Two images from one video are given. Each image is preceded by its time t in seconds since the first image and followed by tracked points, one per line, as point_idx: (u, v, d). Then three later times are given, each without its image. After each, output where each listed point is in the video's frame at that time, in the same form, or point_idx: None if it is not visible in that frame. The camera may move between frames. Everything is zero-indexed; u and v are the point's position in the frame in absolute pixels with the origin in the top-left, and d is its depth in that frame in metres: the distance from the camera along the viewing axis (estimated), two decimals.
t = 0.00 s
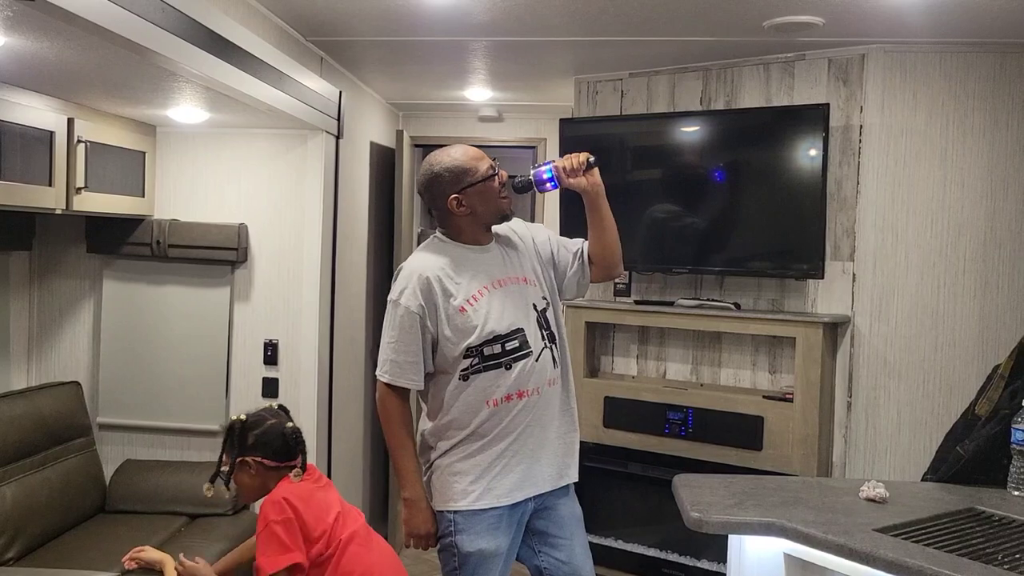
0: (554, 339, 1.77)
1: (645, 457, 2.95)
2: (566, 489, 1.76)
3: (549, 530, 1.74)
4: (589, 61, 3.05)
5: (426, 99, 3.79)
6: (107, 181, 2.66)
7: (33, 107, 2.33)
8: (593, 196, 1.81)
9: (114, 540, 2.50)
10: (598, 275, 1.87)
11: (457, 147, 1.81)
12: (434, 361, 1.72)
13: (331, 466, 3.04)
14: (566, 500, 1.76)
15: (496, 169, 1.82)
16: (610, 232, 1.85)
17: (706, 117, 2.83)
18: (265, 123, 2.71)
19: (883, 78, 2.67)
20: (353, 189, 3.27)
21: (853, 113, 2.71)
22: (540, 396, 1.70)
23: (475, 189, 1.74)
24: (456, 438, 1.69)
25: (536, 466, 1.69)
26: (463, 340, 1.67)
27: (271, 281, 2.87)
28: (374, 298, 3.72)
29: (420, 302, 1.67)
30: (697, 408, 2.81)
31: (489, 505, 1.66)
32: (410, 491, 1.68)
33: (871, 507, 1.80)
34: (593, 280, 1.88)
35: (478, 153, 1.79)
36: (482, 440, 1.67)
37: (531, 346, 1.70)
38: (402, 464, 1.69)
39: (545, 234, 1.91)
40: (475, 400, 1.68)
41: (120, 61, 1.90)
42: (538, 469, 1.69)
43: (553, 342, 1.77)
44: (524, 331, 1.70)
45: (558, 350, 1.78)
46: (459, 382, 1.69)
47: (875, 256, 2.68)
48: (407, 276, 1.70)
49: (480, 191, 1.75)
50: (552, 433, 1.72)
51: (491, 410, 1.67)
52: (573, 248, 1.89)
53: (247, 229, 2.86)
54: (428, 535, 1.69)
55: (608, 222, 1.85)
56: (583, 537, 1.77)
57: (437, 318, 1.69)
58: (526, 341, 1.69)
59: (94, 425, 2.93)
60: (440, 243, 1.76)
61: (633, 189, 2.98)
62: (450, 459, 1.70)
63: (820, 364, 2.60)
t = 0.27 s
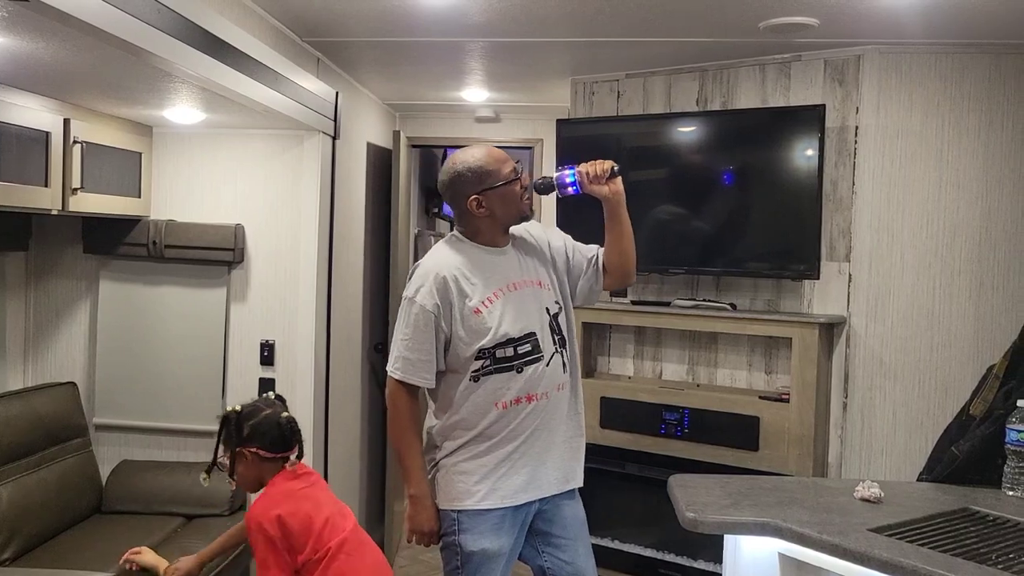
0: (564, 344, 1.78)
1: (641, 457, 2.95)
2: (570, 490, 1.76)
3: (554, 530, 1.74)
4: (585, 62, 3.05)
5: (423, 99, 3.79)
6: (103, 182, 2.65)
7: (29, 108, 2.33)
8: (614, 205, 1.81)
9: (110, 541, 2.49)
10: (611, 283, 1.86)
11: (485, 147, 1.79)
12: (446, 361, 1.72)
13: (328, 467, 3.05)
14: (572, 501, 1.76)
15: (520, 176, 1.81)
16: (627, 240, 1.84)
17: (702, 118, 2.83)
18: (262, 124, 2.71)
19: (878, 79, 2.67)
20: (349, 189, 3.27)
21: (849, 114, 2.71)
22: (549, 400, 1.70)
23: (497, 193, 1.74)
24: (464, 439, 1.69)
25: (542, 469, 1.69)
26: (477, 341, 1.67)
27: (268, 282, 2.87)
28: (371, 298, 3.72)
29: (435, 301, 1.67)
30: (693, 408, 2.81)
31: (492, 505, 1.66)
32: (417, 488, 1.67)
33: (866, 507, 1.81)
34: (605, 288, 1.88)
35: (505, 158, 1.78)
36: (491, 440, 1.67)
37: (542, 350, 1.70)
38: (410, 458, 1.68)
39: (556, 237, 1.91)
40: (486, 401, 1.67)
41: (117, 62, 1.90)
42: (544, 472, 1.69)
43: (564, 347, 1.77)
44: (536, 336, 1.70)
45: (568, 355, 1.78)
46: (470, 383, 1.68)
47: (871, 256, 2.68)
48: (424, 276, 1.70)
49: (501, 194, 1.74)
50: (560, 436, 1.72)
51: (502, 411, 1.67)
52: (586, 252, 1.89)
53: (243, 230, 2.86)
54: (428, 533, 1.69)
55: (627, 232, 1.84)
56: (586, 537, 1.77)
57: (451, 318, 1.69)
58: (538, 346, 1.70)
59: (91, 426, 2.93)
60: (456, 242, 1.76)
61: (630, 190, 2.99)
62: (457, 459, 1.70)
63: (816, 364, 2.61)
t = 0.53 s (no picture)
0: (570, 348, 1.76)
1: (637, 455, 2.95)
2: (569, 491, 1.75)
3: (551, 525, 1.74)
4: (581, 60, 3.05)
5: (420, 98, 3.79)
6: (98, 181, 2.65)
7: (23, 105, 2.32)
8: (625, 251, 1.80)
9: (105, 540, 2.49)
10: (607, 319, 1.89)
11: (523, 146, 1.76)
12: (449, 350, 1.72)
13: (323, 465, 3.05)
14: (569, 499, 1.76)
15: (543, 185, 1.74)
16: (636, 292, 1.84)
17: (698, 117, 2.83)
18: (257, 122, 2.71)
19: (873, 77, 2.68)
20: (345, 188, 3.27)
21: (844, 112, 2.72)
22: (546, 401, 1.69)
23: (498, 187, 1.70)
24: (460, 430, 1.70)
25: (537, 470, 1.69)
26: (477, 332, 1.67)
27: (263, 280, 2.87)
28: (367, 297, 3.71)
29: (443, 286, 1.67)
30: (689, 406, 2.81)
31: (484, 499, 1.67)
32: (435, 459, 1.63)
33: (860, 505, 1.82)
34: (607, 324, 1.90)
35: (531, 161, 1.73)
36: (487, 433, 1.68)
37: (543, 350, 1.70)
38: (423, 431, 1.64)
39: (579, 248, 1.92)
40: (484, 394, 1.67)
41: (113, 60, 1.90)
42: (539, 473, 1.69)
43: (569, 351, 1.76)
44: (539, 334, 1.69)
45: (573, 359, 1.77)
46: (468, 375, 1.68)
47: (866, 255, 2.68)
48: (435, 261, 1.69)
49: (502, 190, 1.70)
50: (559, 437, 1.72)
51: (501, 405, 1.67)
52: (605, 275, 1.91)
53: (239, 228, 2.85)
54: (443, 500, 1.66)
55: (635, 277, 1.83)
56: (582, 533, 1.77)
57: (455, 304, 1.69)
58: (539, 345, 1.69)
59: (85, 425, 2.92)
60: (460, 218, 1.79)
61: (627, 189, 2.99)
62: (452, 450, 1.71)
63: (811, 363, 2.61)
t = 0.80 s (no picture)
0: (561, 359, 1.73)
1: (633, 453, 2.95)
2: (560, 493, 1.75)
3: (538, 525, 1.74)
4: (577, 58, 3.04)
5: (416, 96, 3.78)
6: (93, 179, 2.64)
7: (17, 103, 2.31)
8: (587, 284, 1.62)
9: (100, 539, 2.49)
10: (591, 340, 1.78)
11: (546, 152, 1.70)
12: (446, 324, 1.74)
13: (319, 464, 3.04)
14: (560, 502, 1.76)
15: (548, 200, 1.70)
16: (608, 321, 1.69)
17: (695, 115, 2.83)
18: (252, 120, 2.71)
19: (869, 75, 2.68)
20: (342, 186, 3.27)
21: (840, 111, 2.71)
22: (523, 401, 1.71)
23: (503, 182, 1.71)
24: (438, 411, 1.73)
25: (508, 468, 1.69)
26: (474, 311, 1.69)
27: (259, 279, 2.86)
28: (363, 296, 3.71)
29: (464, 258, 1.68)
30: (685, 404, 2.81)
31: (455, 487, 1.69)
32: (509, 336, 1.44)
33: (855, 503, 1.82)
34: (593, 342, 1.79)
35: (544, 174, 1.67)
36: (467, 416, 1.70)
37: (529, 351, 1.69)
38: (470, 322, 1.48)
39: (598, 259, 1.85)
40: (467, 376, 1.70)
41: (107, 59, 1.90)
42: (512, 472, 1.69)
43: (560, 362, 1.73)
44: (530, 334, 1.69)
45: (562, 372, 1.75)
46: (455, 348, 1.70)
47: (862, 253, 2.68)
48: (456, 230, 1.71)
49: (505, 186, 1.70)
50: (539, 440, 1.72)
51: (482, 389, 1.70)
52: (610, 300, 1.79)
53: (234, 226, 2.85)
54: (552, 360, 1.34)
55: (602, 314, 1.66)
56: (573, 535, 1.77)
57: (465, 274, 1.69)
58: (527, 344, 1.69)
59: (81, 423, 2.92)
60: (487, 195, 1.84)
61: (623, 187, 2.99)
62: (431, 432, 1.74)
63: (807, 361, 2.61)
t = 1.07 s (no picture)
0: (552, 360, 1.70)
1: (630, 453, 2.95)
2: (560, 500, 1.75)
3: (537, 529, 1.73)
4: (574, 58, 3.04)
5: (412, 95, 3.78)
6: (88, 178, 2.63)
7: (11, 101, 2.30)
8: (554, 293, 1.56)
9: (95, 538, 2.48)
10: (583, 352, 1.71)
11: (536, 159, 1.65)
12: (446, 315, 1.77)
13: (315, 463, 3.04)
14: (560, 509, 1.74)
15: (535, 208, 1.66)
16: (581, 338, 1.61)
17: (691, 114, 2.83)
18: (248, 119, 2.70)
19: (865, 75, 2.67)
20: (338, 185, 3.26)
21: (837, 110, 2.71)
22: (506, 400, 1.69)
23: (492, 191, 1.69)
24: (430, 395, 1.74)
25: (490, 469, 1.69)
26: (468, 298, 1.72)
27: (254, 278, 2.86)
28: (360, 295, 3.70)
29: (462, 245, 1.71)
30: (682, 404, 2.81)
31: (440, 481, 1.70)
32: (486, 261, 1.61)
33: (851, 503, 1.82)
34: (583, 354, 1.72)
35: (530, 183, 1.63)
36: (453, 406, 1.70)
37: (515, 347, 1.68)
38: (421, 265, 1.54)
39: (603, 259, 1.80)
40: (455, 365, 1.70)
41: (101, 57, 1.89)
42: (494, 473, 1.69)
43: (550, 363, 1.70)
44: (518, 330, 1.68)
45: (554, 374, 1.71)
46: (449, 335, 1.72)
47: (858, 253, 2.68)
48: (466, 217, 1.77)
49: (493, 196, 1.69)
50: (526, 444, 1.70)
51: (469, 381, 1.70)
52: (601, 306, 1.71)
53: (230, 225, 2.84)
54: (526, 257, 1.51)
55: (576, 330, 1.57)
56: (572, 541, 1.75)
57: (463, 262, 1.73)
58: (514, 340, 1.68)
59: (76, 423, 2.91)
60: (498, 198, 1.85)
61: (619, 186, 2.99)
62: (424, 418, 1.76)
63: (803, 361, 2.61)
